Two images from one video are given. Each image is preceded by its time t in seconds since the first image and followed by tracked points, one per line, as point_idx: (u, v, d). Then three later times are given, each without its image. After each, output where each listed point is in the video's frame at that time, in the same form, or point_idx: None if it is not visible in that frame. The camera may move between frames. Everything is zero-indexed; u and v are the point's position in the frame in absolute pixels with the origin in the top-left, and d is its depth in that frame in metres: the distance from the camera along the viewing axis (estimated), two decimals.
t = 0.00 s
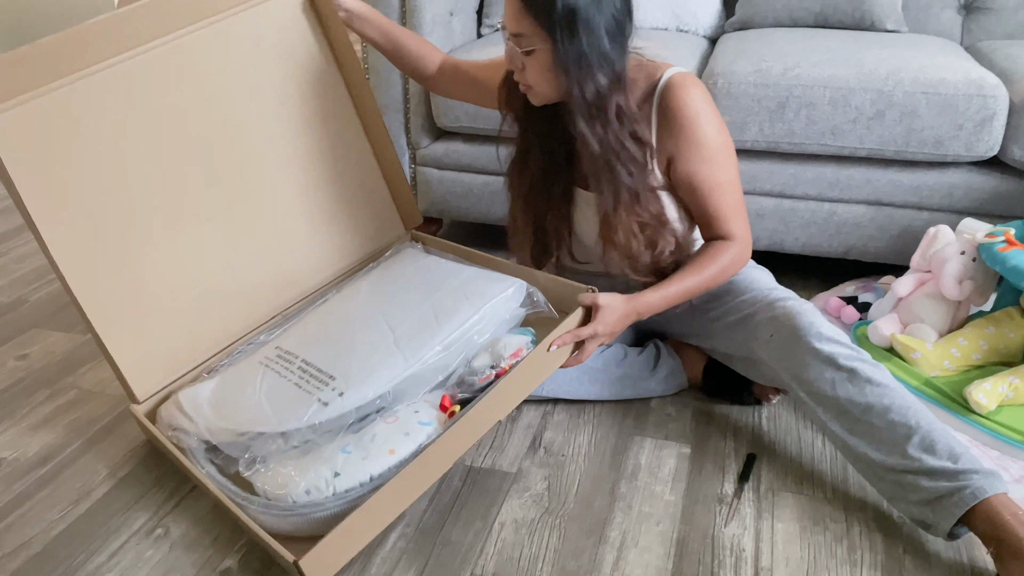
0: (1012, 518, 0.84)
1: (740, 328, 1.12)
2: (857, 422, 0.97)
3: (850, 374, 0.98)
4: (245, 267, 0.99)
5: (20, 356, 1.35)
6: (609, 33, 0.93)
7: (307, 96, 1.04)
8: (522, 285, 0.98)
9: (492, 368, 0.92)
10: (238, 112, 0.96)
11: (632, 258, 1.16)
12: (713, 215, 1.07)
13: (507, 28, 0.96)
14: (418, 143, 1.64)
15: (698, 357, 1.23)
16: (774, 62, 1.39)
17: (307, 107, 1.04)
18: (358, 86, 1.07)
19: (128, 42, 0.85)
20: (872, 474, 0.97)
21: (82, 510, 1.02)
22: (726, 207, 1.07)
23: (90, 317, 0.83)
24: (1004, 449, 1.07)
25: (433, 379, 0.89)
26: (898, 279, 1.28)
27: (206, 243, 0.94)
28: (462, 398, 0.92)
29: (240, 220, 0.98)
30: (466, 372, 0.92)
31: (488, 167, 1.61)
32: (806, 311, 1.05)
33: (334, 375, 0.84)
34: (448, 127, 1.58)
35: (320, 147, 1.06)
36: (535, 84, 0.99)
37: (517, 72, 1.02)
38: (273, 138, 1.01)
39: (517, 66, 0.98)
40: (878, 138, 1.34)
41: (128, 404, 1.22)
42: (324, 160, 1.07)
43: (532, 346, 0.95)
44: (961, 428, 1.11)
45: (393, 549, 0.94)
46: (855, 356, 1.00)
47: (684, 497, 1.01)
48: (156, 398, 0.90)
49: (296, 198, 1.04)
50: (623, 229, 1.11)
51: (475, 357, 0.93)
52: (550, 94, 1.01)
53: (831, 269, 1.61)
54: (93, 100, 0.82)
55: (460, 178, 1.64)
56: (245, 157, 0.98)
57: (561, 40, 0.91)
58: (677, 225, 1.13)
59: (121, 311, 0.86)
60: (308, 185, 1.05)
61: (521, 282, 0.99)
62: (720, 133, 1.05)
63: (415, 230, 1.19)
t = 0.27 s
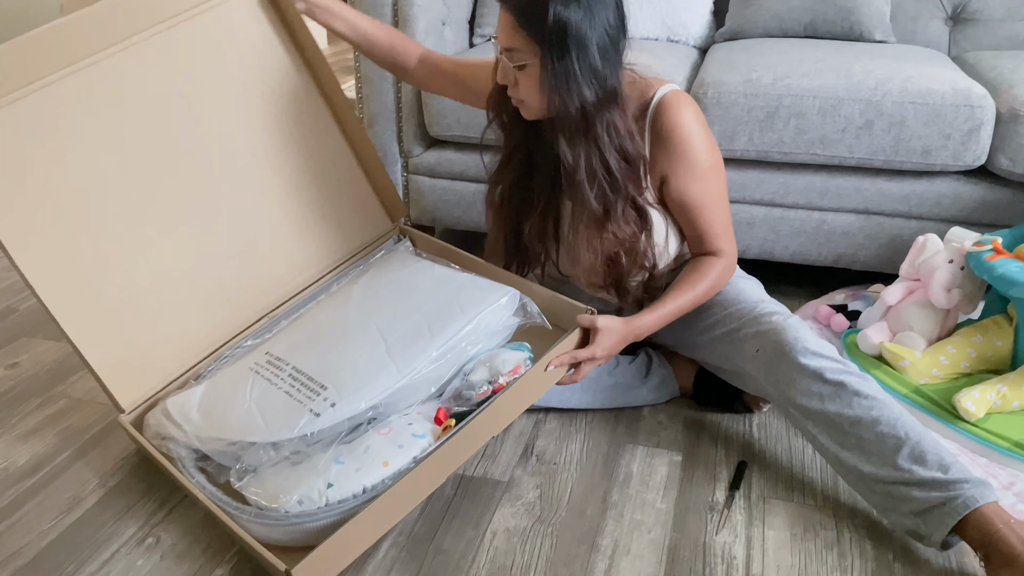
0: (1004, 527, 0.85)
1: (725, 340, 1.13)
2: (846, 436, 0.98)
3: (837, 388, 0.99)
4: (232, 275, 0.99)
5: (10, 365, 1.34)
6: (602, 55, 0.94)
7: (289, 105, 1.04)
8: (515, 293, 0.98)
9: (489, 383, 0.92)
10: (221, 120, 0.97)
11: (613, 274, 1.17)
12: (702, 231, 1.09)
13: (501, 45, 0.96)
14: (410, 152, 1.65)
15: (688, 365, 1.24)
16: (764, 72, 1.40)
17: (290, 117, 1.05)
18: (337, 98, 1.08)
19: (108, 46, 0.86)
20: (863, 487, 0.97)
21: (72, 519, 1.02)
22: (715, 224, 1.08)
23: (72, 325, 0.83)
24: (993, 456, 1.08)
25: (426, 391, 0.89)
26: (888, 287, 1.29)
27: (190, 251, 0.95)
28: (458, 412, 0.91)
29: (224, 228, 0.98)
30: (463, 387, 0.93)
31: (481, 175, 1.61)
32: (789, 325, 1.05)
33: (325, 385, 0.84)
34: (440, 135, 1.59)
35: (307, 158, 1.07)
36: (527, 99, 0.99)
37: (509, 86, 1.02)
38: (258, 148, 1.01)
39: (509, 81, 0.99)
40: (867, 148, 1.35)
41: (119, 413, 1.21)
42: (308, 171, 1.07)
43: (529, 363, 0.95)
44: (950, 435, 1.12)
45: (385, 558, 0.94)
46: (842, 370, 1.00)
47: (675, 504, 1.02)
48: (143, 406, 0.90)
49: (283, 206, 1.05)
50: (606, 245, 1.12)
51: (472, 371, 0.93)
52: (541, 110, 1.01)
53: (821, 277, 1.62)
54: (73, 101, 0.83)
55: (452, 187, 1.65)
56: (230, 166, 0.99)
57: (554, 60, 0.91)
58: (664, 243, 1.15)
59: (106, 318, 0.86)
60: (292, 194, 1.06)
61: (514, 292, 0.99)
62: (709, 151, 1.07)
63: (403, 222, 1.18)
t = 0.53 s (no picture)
0: (1001, 533, 0.85)
1: (726, 344, 1.13)
2: (843, 437, 0.97)
3: (837, 392, 0.99)
4: (224, 284, 0.99)
5: (2, 373, 1.34)
6: (591, 62, 0.94)
7: (265, 122, 1.08)
8: (508, 300, 0.99)
9: (478, 384, 0.91)
10: (202, 136, 1.01)
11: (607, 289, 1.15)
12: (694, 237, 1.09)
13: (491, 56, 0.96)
14: (405, 159, 1.64)
15: (684, 372, 1.24)
16: (757, 80, 1.40)
17: (270, 136, 1.08)
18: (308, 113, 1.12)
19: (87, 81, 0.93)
20: (860, 489, 0.97)
21: (64, 529, 1.01)
22: (706, 229, 1.08)
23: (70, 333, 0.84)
24: (988, 463, 1.08)
25: (418, 394, 0.89)
26: (882, 295, 1.30)
27: (185, 262, 0.96)
28: (448, 413, 0.91)
29: (220, 241, 1.00)
30: (452, 388, 0.92)
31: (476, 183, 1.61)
32: (792, 329, 1.05)
33: (316, 389, 0.84)
34: (434, 143, 1.59)
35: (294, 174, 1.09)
36: (518, 112, 0.99)
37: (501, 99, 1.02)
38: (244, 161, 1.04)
39: (501, 95, 0.98)
40: (860, 155, 1.36)
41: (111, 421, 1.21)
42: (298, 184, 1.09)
43: (519, 363, 0.94)
44: (944, 442, 1.12)
45: (379, 566, 0.94)
46: (841, 372, 1.00)
47: (671, 511, 1.02)
48: (139, 416, 0.89)
49: (276, 215, 1.06)
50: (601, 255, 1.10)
51: (462, 373, 0.92)
52: (533, 122, 1.01)
53: (815, 284, 1.62)
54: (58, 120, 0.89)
55: (447, 194, 1.65)
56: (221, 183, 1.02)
57: (546, 68, 0.92)
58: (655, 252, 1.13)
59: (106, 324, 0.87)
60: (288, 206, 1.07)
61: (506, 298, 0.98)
62: (699, 158, 1.07)
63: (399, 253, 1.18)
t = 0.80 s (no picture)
0: (994, 538, 0.85)
1: (719, 346, 1.13)
2: (838, 443, 0.97)
3: (830, 397, 0.98)
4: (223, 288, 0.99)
5: None
6: (584, 59, 0.95)
7: (283, 118, 1.05)
8: (502, 299, 0.99)
9: (468, 372, 0.90)
10: (221, 131, 0.98)
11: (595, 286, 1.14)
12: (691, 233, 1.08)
13: (485, 51, 0.97)
14: (403, 163, 1.64)
15: (682, 377, 1.24)
16: (755, 84, 1.41)
17: (283, 131, 1.06)
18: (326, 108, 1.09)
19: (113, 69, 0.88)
20: (855, 495, 0.97)
21: (60, 535, 1.00)
22: (703, 226, 1.08)
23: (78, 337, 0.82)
24: (986, 467, 1.08)
25: (409, 389, 0.89)
26: (879, 298, 1.30)
27: (196, 262, 0.94)
28: (438, 404, 0.91)
29: (226, 240, 0.98)
30: (443, 377, 0.91)
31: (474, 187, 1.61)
32: (784, 333, 1.05)
33: (311, 384, 0.84)
34: (432, 147, 1.59)
35: (302, 170, 1.08)
36: (511, 106, 1.00)
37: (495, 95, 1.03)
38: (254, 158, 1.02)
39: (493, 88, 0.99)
40: (858, 159, 1.36)
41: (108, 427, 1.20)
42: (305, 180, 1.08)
43: (509, 352, 0.94)
44: (942, 446, 1.12)
45: (377, 572, 0.94)
46: (833, 378, 1.00)
47: (669, 516, 1.01)
48: (136, 418, 0.88)
49: (279, 213, 1.04)
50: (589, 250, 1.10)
51: (452, 364, 0.92)
52: (526, 117, 1.02)
53: (813, 288, 1.62)
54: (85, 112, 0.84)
55: (445, 198, 1.65)
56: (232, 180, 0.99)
57: (539, 62, 0.92)
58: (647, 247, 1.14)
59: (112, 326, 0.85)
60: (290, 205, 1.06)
61: (500, 296, 0.99)
62: (695, 157, 1.07)
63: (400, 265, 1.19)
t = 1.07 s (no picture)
0: (994, 545, 0.85)
1: (713, 354, 1.13)
2: (836, 451, 0.97)
3: (826, 406, 0.98)
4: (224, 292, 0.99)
5: None
6: (589, 56, 0.95)
7: (288, 112, 1.02)
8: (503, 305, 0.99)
9: (473, 390, 0.90)
10: (221, 124, 0.95)
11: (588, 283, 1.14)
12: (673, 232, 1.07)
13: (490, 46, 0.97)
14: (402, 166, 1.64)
15: (682, 379, 1.24)
16: (754, 87, 1.41)
17: (288, 128, 1.03)
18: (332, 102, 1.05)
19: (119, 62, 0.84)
20: (855, 502, 0.97)
21: (59, 538, 1.00)
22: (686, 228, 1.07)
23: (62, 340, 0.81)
24: (986, 470, 1.07)
25: (414, 402, 0.89)
26: (879, 301, 1.30)
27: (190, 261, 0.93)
28: (444, 420, 0.91)
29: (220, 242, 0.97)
30: (447, 394, 0.91)
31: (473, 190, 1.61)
32: (775, 340, 1.05)
33: (312, 398, 0.83)
34: (431, 150, 1.59)
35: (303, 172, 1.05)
36: (516, 101, 1.00)
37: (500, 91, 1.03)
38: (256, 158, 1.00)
39: (498, 81, 0.99)
40: (857, 162, 1.36)
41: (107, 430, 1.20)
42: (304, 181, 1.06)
43: (514, 368, 0.94)
44: (943, 449, 1.12)
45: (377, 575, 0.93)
46: (829, 386, 0.99)
47: (669, 519, 1.01)
48: (135, 423, 0.88)
49: (278, 216, 1.03)
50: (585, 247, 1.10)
51: (456, 379, 0.92)
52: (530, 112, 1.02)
53: (813, 291, 1.62)
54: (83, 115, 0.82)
55: (444, 201, 1.65)
56: (230, 180, 0.97)
57: (544, 59, 0.93)
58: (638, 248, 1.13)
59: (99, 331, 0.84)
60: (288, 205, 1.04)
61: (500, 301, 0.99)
62: (691, 159, 1.06)
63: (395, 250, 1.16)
